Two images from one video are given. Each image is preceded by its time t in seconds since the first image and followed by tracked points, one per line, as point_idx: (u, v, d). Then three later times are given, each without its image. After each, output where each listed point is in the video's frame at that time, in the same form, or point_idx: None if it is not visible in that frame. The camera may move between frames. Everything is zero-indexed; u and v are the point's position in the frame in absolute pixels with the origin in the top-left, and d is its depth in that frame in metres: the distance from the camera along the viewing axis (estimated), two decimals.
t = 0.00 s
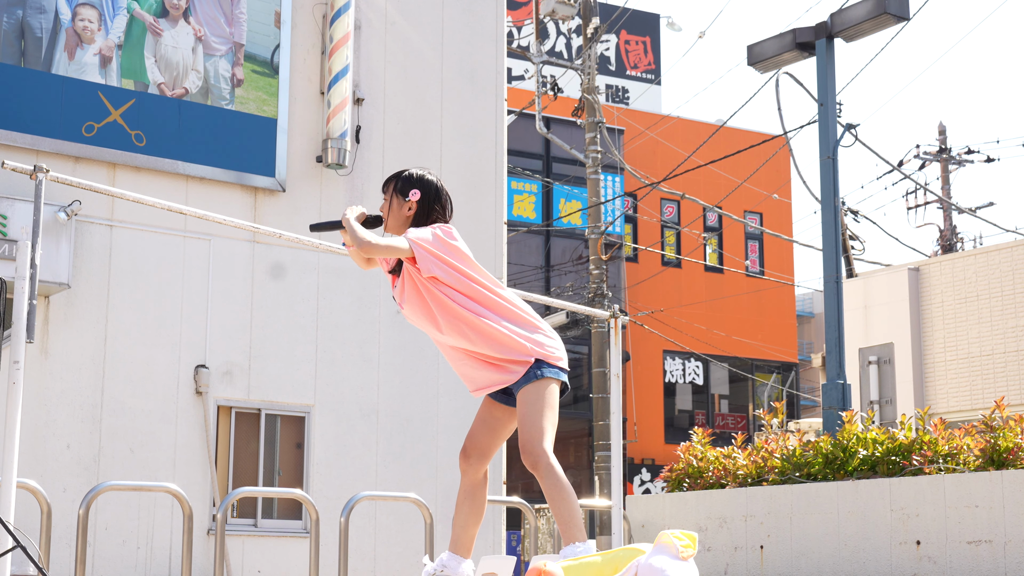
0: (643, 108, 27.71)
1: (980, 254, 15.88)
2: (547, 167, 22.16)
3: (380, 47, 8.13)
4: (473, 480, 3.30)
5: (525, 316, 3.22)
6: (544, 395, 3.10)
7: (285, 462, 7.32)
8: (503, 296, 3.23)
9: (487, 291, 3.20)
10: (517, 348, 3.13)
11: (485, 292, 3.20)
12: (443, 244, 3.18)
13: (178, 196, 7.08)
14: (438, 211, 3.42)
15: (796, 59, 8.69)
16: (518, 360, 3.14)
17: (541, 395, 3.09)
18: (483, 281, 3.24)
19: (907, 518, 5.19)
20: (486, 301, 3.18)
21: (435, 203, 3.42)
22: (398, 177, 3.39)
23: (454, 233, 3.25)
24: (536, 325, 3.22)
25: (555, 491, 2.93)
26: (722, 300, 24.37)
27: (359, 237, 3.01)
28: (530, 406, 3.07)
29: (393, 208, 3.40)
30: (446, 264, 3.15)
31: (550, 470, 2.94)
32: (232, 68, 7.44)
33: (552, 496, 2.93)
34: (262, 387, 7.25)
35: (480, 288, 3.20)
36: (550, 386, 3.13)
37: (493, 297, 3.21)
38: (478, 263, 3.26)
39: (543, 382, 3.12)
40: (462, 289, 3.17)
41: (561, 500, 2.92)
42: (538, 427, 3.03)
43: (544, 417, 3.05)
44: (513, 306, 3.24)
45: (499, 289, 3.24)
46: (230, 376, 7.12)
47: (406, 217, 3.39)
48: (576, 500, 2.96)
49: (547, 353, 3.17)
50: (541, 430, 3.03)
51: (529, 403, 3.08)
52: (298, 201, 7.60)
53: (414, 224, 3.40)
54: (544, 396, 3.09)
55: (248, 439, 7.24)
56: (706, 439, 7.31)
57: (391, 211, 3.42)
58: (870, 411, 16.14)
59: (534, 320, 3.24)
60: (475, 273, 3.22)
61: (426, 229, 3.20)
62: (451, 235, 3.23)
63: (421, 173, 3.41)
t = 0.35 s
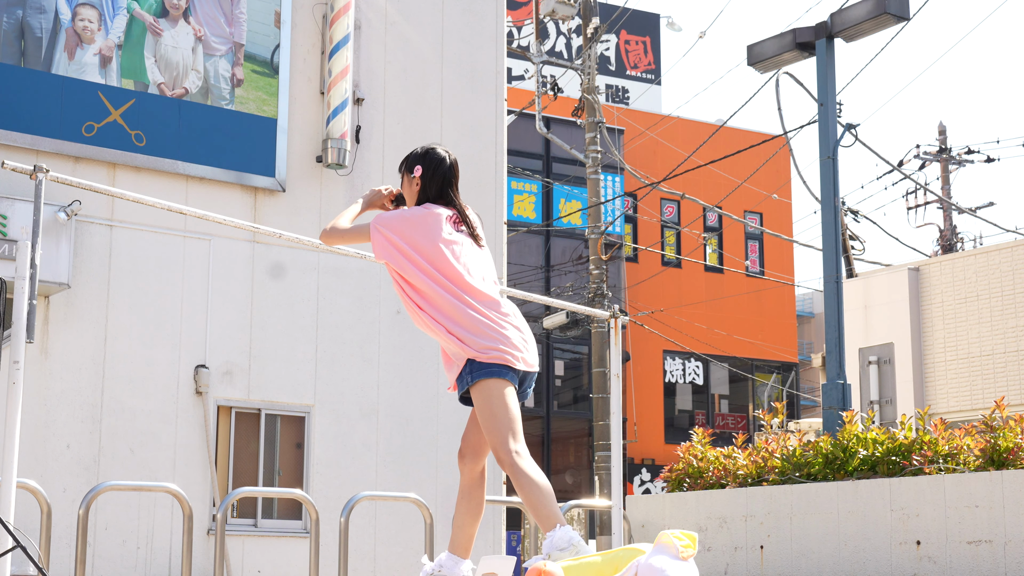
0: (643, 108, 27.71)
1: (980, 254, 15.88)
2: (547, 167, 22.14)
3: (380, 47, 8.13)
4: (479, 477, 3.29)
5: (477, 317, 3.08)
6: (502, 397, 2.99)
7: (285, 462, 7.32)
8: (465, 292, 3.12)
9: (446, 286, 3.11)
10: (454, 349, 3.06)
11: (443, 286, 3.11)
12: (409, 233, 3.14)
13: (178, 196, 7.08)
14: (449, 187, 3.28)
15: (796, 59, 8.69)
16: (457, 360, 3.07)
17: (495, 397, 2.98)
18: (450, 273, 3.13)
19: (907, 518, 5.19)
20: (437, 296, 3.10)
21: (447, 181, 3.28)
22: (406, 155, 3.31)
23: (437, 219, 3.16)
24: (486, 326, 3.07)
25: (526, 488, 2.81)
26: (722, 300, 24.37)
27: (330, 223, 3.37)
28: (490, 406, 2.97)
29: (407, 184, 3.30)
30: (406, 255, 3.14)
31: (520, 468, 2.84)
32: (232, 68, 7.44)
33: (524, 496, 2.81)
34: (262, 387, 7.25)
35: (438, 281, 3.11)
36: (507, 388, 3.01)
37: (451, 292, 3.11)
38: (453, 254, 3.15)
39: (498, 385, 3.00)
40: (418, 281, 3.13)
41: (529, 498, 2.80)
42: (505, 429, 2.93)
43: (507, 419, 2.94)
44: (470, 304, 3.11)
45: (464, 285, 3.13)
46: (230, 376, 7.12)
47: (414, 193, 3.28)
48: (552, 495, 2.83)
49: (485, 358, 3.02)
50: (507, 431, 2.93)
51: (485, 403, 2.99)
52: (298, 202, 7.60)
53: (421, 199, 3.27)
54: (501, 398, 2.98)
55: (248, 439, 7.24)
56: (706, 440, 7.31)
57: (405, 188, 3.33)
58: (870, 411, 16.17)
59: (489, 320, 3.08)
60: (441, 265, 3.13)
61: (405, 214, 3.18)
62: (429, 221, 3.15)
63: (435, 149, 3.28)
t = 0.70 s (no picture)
0: (643, 108, 27.71)
1: (981, 254, 15.88)
2: (547, 167, 22.13)
3: (380, 47, 8.13)
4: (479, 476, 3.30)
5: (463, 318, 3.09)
6: (489, 396, 2.99)
7: (285, 462, 7.32)
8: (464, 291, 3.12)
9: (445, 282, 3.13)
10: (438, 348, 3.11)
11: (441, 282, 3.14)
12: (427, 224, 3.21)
13: (178, 196, 7.08)
14: (481, 175, 3.34)
15: (796, 59, 8.69)
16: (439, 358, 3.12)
17: (481, 395, 2.99)
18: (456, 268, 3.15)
19: (907, 518, 5.19)
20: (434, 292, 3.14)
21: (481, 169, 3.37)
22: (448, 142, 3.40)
23: (456, 213, 3.22)
24: (469, 329, 3.07)
25: (516, 483, 2.83)
26: (722, 300, 24.37)
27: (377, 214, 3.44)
28: (478, 403, 2.98)
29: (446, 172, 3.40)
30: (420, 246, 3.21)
31: (508, 462, 2.85)
32: (232, 68, 7.44)
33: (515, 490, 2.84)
34: (262, 387, 7.25)
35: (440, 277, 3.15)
36: (494, 387, 3.02)
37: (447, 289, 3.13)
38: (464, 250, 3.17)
39: (483, 384, 3.01)
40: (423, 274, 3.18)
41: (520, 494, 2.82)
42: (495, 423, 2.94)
43: (494, 415, 2.95)
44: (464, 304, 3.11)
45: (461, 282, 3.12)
46: (230, 376, 7.12)
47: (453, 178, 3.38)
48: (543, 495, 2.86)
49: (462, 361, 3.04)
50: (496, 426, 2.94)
51: (473, 401, 2.99)
52: (298, 202, 7.60)
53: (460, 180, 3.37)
54: (489, 396, 2.99)
55: (248, 439, 7.23)
56: (706, 439, 7.31)
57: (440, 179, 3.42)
58: (870, 411, 16.17)
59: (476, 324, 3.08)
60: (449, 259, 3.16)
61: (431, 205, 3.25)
62: (447, 213, 3.22)
63: (470, 139, 3.41)
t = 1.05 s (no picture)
0: (643, 108, 27.71)
1: (981, 254, 15.88)
2: (547, 167, 22.13)
3: (380, 47, 8.13)
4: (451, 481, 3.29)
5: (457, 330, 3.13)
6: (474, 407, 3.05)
7: (285, 462, 7.32)
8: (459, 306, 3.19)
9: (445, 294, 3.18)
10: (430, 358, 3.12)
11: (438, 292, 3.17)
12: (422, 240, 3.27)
13: (178, 196, 7.08)
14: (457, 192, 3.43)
15: (796, 59, 8.69)
16: (427, 368, 3.13)
17: (466, 405, 3.04)
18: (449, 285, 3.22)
19: (907, 518, 5.19)
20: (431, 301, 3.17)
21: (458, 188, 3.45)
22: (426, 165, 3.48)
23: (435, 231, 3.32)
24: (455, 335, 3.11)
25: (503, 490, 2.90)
26: (722, 300, 24.37)
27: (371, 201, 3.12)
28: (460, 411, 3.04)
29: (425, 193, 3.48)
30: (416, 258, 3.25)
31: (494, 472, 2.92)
32: (232, 68, 7.44)
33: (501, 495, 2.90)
34: (262, 387, 7.25)
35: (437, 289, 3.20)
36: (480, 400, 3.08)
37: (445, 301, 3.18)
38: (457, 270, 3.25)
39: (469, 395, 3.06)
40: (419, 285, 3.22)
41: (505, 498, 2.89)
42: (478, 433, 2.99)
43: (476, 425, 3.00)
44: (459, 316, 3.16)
45: (452, 293, 3.16)
46: (230, 376, 7.12)
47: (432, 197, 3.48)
48: (530, 497, 2.90)
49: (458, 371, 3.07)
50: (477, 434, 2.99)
51: (460, 413, 3.04)
52: (298, 202, 7.60)
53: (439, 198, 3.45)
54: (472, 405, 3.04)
55: (248, 439, 7.23)
56: (706, 439, 7.31)
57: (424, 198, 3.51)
58: (870, 411, 16.14)
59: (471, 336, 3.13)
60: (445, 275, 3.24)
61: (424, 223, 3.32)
62: (436, 230, 3.30)
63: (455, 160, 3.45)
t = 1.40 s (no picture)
0: (643, 108, 27.71)
1: (981, 254, 15.89)
2: (547, 167, 22.12)
3: (380, 46, 8.12)
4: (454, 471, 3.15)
5: (401, 321, 3.19)
6: (395, 406, 3.14)
7: (285, 462, 7.32)
8: (411, 297, 3.25)
9: (399, 282, 3.24)
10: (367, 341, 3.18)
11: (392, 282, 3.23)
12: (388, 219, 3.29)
13: (178, 196, 7.08)
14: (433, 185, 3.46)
15: (796, 59, 8.69)
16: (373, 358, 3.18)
17: (387, 402, 3.13)
18: (405, 276, 3.26)
19: (907, 518, 5.19)
20: (383, 286, 3.22)
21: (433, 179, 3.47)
22: (403, 146, 3.48)
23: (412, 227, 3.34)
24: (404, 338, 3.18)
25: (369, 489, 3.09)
26: (722, 300, 24.37)
27: (336, 186, 3.35)
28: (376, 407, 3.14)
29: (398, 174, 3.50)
30: (379, 238, 3.28)
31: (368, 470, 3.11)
32: (232, 68, 7.44)
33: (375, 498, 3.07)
34: (262, 387, 7.25)
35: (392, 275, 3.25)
36: (406, 404, 3.17)
37: (397, 290, 3.23)
38: (418, 262, 3.30)
39: (394, 393, 3.13)
40: (374, 266, 3.26)
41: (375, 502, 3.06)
42: (385, 433, 3.15)
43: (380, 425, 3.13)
44: (408, 309, 3.22)
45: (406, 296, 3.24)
46: (230, 376, 7.12)
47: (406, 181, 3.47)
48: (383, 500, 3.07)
49: (394, 363, 3.13)
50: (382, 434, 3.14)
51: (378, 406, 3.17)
52: (298, 202, 7.60)
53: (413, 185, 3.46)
54: (392, 404, 3.14)
55: (248, 439, 7.23)
56: (706, 439, 7.31)
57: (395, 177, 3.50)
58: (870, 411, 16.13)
59: (414, 330, 3.19)
60: (404, 264, 3.28)
61: (399, 199, 3.33)
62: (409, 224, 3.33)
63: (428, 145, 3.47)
